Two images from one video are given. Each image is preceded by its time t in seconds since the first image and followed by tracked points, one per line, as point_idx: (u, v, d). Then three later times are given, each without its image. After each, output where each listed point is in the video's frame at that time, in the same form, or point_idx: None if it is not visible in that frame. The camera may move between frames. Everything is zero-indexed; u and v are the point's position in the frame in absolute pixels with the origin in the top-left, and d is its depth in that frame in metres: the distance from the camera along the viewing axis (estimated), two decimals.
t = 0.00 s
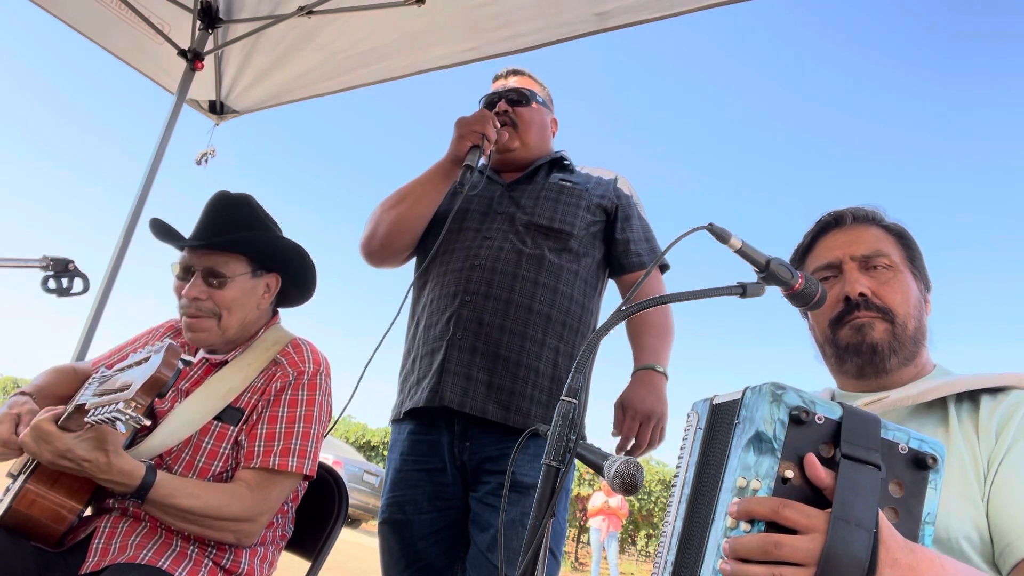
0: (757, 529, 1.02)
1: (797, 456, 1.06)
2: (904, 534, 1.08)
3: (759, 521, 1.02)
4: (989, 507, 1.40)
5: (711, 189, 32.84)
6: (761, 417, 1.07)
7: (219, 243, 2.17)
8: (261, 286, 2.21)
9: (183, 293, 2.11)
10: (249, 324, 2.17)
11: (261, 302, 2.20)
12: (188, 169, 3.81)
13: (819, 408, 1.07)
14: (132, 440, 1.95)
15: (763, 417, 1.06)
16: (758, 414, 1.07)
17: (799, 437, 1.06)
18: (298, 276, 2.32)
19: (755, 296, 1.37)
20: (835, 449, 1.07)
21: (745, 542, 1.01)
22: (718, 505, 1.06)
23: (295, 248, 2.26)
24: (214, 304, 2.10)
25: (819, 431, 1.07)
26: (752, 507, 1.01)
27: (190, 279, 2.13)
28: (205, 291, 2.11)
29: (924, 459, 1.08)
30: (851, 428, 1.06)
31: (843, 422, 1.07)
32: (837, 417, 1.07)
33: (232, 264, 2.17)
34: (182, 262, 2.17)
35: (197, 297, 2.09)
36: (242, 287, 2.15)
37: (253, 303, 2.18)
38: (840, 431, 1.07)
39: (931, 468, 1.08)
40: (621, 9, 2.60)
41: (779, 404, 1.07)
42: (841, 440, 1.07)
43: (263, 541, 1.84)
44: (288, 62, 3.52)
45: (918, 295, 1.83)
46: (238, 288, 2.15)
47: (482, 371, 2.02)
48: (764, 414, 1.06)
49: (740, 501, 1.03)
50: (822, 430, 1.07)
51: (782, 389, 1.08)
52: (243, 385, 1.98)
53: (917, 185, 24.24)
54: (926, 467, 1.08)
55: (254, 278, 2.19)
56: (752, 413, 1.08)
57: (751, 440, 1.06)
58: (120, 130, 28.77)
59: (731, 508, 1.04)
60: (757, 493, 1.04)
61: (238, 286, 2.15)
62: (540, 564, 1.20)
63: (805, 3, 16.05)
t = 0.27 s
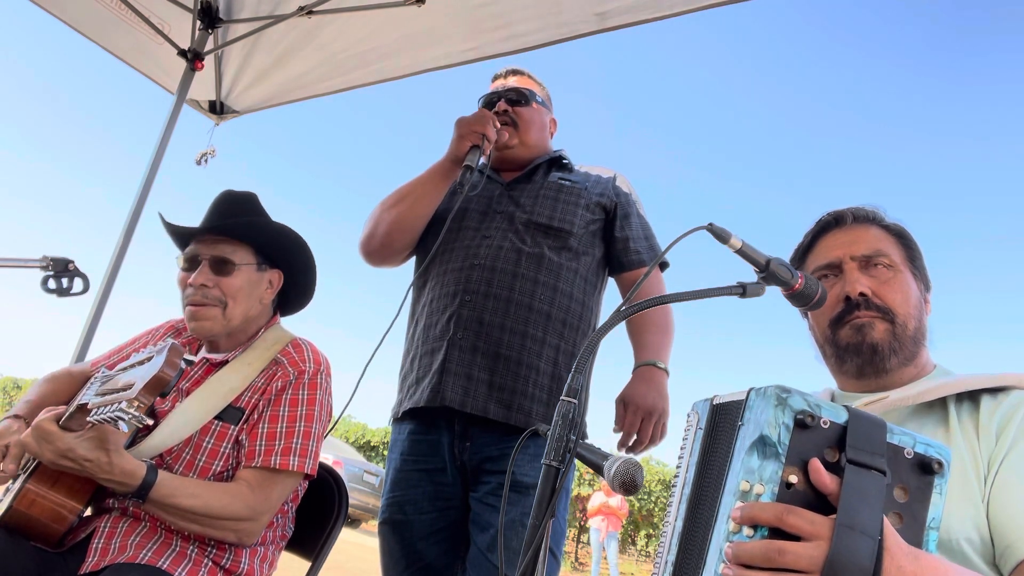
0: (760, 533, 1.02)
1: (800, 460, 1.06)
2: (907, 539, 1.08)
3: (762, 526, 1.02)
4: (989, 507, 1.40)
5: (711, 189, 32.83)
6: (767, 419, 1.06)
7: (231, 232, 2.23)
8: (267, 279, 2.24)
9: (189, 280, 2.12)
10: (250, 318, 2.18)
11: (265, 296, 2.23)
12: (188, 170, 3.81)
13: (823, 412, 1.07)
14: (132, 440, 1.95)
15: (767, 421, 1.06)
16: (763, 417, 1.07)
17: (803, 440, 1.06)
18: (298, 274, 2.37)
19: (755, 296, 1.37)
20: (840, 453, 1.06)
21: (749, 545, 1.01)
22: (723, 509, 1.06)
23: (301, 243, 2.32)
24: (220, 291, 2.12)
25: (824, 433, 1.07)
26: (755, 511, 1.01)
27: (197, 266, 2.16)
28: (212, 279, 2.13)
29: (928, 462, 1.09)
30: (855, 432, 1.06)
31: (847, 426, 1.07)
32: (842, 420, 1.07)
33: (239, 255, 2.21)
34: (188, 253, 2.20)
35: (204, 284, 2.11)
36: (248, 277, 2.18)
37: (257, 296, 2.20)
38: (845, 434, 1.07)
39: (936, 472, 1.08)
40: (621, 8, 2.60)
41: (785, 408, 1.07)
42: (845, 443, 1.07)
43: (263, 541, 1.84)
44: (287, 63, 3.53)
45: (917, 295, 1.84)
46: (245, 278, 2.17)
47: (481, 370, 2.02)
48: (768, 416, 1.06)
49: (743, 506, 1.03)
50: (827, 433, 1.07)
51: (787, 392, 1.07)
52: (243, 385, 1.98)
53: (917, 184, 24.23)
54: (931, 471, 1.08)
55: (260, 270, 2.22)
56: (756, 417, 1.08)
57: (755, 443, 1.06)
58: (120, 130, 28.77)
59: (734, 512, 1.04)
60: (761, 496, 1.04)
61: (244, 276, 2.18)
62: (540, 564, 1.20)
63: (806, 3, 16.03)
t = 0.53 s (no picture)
0: (761, 535, 1.02)
1: (801, 463, 1.06)
2: (909, 544, 1.08)
3: (762, 529, 1.02)
4: (989, 506, 1.40)
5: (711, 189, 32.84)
6: (767, 421, 1.06)
7: (234, 227, 2.24)
8: (267, 277, 2.24)
9: (190, 271, 2.14)
10: (248, 314, 2.17)
11: (264, 294, 2.23)
12: (188, 170, 3.81)
13: (826, 415, 1.07)
14: (130, 437, 1.94)
15: (768, 422, 1.06)
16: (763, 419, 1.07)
17: (804, 444, 1.06)
18: (298, 275, 2.38)
19: (755, 296, 1.37)
20: (842, 455, 1.07)
21: (746, 548, 1.01)
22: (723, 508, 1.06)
23: (302, 242, 2.32)
24: (220, 284, 2.12)
25: (824, 437, 1.07)
26: (754, 514, 1.01)
27: (199, 259, 2.16)
28: (213, 270, 2.14)
29: (931, 466, 1.09)
30: (859, 435, 1.06)
31: (848, 427, 1.08)
32: (844, 423, 1.07)
33: (241, 250, 2.22)
34: (193, 246, 2.21)
35: (205, 277, 2.11)
36: (248, 272, 2.19)
37: (256, 292, 2.20)
38: (847, 436, 1.07)
39: (938, 474, 1.08)
40: (621, 9, 2.60)
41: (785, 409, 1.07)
42: (847, 447, 1.07)
43: (262, 540, 1.85)
44: (288, 62, 3.53)
45: (918, 295, 1.83)
46: (245, 273, 2.18)
47: (477, 369, 2.02)
48: (769, 418, 1.06)
49: (743, 508, 1.03)
50: (827, 435, 1.07)
51: (788, 394, 1.07)
52: (241, 384, 1.99)
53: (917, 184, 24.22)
54: (933, 475, 1.08)
55: (260, 267, 2.23)
56: (756, 418, 1.08)
57: (756, 445, 1.06)
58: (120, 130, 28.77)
59: (733, 514, 1.04)
60: (761, 499, 1.04)
61: (244, 270, 2.19)
62: (539, 564, 1.20)
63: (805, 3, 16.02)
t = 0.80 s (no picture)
0: (761, 541, 1.02)
1: (802, 469, 1.06)
2: (910, 549, 1.08)
3: (759, 535, 1.03)
4: (988, 505, 1.40)
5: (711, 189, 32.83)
6: (767, 424, 1.07)
7: (236, 226, 2.25)
8: (268, 278, 2.24)
9: (191, 268, 2.14)
10: (248, 312, 2.17)
11: (264, 294, 2.22)
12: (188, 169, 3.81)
13: (828, 419, 1.08)
14: (130, 437, 1.94)
15: (769, 426, 1.07)
16: (764, 423, 1.07)
17: (805, 449, 1.07)
18: (300, 278, 2.37)
19: (755, 296, 1.37)
20: (843, 462, 1.07)
21: (745, 555, 1.01)
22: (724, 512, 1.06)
23: (303, 243, 2.32)
24: (221, 282, 2.12)
25: (826, 442, 1.08)
26: (754, 521, 1.02)
27: (201, 256, 2.17)
28: (213, 268, 2.14)
29: (936, 472, 1.09)
30: (860, 441, 1.07)
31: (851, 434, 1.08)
32: (847, 428, 1.08)
33: (242, 249, 2.22)
34: (195, 244, 2.22)
35: (205, 274, 2.12)
36: (249, 271, 2.19)
37: (256, 292, 2.20)
38: (849, 443, 1.07)
39: (944, 481, 1.08)
40: (621, 9, 2.60)
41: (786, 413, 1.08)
42: (848, 452, 1.08)
43: (262, 540, 1.85)
44: (288, 62, 3.52)
45: (918, 296, 1.83)
46: (246, 272, 2.18)
47: (475, 372, 2.02)
48: (770, 422, 1.07)
49: (742, 514, 1.04)
50: (829, 441, 1.08)
51: (790, 398, 1.08)
52: (241, 382, 1.99)
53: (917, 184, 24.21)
54: (937, 481, 1.09)
55: (261, 266, 2.23)
56: (758, 420, 1.08)
57: (757, 450, 1.06)
58: (120, 130, 28.77)
59: (733, 519, 1.04)
60: (761, 505, 1.05)
61: (245, 269, 2.19)
62: (540, 563, 1.20)
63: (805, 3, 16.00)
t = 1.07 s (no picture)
0: (760, 557, 1.03)
1: (805, 478, 1.07)
2: (913, 561, 1.07)
3: (759, 547, 1.03)
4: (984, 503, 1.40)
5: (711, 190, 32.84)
6: (771, 431, 1.07)
7: (232, 226, 2.25)
8: (264, 278, 2.24)
9: (186, 266, 2.16)
10: (244, 311, 2.17)
11: (261, 294, 2.22)
12: (188, 169, 3.82)
13: (834, 429, 1.08)
14: (130, 437, 1.95)
15: (772, 435, 1.07)
16: (767, 430, 1.07)
17: (810, 458, 1.07)
18: (300, 278, 2.37)
19: (756, 295, 1.37)
20: (847, 473, 1.07)
21: (745, 565, 1.01)
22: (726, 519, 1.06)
23: (301, 242, 2.31)
24: (214, 281, 2.13)
25: (830, 453, 1.08)
26: (755, 533, 1.02)
27: (195, 256, 2.18)
28: (208, 268, 2.15)
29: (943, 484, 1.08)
30: (866, 452, 1.07)
31: (857, 443, 1.08)
32: (854, 438, 1.08)
33: (238, 249, 2.22)
34: (191, 243, 2.24)
35: (199, 273, 2.13)
36: (245, 270, 2.19)
37: (253, 291, 2.20)
38: (853, 456, 1.07)
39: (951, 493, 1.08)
40: (621, 10, 2.60)
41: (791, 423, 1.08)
42: (853, 464, 1.08)
43: (262, 540, 1.85)
44: (288, 62, 3.52)
45: (917, 296, 1.84)
46: (240, 271, 2.18)
47: (475, 374, 2.02)
48: (773, 430, 1.07)
49: (740, 526, 1.04)
50: (834, 452, 1.08)
51: (796, 407, 1.08)
52: (241, 382, 1.99)
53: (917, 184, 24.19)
54: (947, 494, 1.08)
55: (258, 266, 2.23)
56: (761, 428, 1.08)
57: (760, 459, 1.06)
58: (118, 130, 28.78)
59: (733, 529, 1.04)
60: (763, 516, 1.05)
61: (241, 268, 2.19)
62: (540, 563, 1.20)
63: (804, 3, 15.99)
